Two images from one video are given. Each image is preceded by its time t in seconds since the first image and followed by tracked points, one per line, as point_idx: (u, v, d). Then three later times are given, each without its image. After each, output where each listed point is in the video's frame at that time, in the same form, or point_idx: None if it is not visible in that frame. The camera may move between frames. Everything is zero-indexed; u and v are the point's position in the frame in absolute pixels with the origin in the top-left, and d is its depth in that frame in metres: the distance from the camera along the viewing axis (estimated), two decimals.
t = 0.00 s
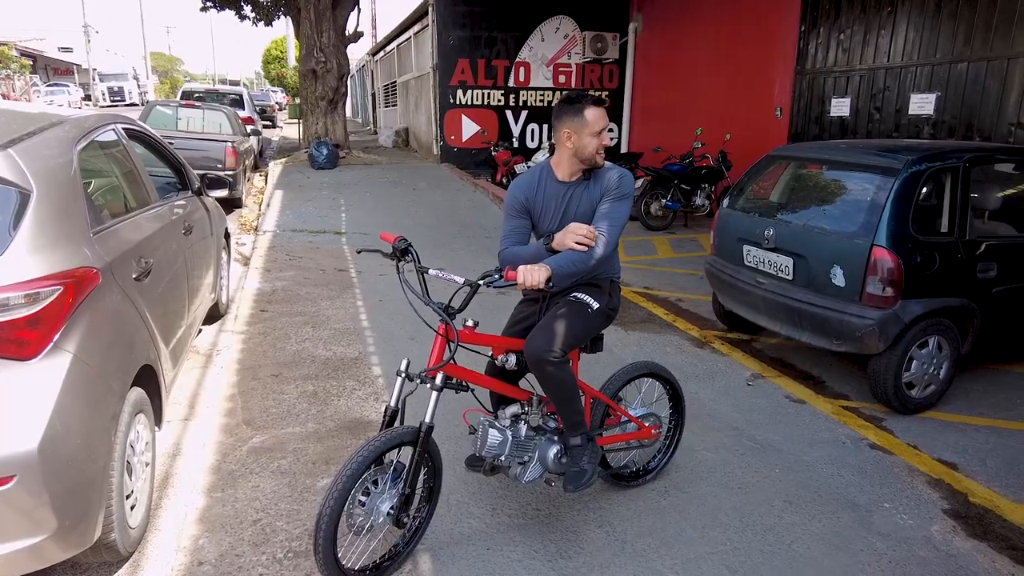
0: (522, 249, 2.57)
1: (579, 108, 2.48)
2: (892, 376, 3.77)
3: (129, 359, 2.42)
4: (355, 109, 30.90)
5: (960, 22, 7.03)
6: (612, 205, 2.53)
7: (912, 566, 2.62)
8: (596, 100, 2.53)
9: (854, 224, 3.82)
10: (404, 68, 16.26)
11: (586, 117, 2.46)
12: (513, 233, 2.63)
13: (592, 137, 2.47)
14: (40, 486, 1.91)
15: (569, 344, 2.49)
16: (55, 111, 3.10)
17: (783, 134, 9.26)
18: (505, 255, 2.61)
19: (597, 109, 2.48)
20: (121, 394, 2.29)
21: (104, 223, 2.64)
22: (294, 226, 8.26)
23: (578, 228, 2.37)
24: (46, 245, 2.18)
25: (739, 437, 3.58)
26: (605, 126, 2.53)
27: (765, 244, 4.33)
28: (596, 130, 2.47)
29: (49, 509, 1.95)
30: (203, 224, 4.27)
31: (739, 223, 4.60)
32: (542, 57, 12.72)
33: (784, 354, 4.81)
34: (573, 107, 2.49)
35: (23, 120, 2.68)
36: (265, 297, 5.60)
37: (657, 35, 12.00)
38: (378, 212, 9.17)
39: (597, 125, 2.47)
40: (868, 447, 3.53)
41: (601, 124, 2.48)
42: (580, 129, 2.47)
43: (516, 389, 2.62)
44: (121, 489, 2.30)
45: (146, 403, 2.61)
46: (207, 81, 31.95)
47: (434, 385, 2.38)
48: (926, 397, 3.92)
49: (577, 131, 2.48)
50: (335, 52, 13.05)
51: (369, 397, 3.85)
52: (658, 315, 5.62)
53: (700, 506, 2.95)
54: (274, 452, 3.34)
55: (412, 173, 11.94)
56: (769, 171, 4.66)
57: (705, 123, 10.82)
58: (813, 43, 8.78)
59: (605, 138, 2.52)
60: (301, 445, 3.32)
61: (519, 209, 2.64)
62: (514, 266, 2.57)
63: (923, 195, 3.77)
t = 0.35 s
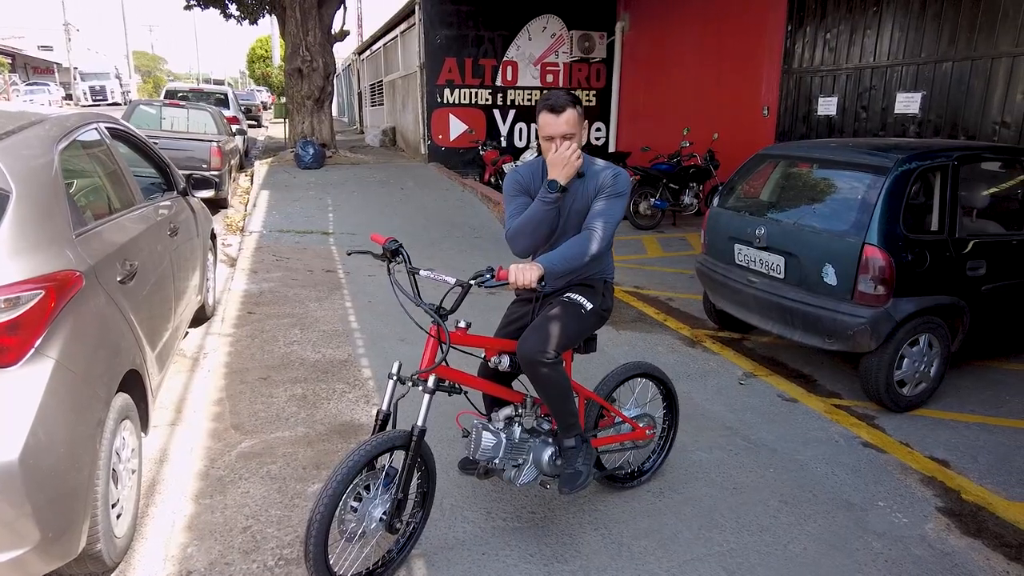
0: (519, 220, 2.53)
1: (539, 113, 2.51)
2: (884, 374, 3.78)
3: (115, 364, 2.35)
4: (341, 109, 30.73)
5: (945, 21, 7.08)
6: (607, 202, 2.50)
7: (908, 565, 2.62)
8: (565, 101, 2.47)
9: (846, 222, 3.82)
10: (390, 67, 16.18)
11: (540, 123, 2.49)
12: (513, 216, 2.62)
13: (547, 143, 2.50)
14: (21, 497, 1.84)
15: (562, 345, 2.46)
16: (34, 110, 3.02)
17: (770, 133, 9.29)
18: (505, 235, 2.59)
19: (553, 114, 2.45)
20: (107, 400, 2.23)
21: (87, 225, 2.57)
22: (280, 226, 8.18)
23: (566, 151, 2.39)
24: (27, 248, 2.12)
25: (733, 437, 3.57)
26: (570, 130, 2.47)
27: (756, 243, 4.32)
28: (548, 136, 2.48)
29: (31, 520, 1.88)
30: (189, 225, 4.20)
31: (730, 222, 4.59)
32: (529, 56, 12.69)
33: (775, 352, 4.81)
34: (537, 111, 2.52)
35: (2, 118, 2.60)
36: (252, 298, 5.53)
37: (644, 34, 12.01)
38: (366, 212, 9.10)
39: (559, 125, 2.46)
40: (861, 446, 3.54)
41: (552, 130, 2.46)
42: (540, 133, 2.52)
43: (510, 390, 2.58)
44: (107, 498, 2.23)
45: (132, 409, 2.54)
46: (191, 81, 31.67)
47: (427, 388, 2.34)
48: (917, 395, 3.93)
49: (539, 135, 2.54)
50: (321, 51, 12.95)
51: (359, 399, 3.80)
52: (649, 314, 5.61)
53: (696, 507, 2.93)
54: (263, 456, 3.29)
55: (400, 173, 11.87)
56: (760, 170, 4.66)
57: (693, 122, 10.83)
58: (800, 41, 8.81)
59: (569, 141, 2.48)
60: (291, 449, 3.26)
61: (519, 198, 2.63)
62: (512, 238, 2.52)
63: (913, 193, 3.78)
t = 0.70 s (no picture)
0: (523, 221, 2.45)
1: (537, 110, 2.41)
2: (892, 379, 3.71)
3: (101, 374, 2.26)
4: (336, 108, 30.57)
5: (945, 20, 7.02)
6: (614, 205, 2.42)
7: None
8: (563, 96, 2.37)
9: (853, 224, 3.74)
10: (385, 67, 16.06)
11: (537, 120, 2.39)
12: (516, 219, 2.54)
13: (545, 140, 2.40)
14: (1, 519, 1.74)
15: (567, 354, 2.36)
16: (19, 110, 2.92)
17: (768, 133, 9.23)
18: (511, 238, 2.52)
19: (550, 111, 2.36)
20: (93, 414, 2.13)
21: (73, 229, 2.47)
22: (274, 227, 8.07)
23: (564, 148, 2.29)
24: (7, 254, 2.02)
25: (739, 444, 3.49)
26: (568, 125, 2.36)
27: (760, 245, 4.25)
28: (545, 134, 2.38)
29: (12, 543, 1.77)
30: (181, 228, 4.10)
31: (733, 224, 4.51)
32: (525, 55, 12.60)
33: (779, 356, 4.74)
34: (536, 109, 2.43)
35: None
36: (246, 302, 5.42)
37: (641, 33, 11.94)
38: (361, 213, 9.00)
39: (557, 121, 2.35)
40: (869, 452, 3.46)
41: (549, 127, 2.36)
42: (538, 131, 2.42)
43: (514, 401, 2.49)
44: (94, 515, 2.14)
45: (121, 421, 2.44)
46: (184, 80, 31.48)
47: (428, 400, 2.25)
48: (925, 400, 3.86)
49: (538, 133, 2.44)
50: (315, 50, 12.83)
51: (356, 407, 3.71)
52: (650, 317, 5.53)
53: (704, 518, 2.85)
54: (258, 467, 3.19)
55: (395, 173, 11.77)
56: (763, 171, 4.58)
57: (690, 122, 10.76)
58: (798, 40, 8.75)
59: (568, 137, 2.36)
60: (286, 459, 3.17)
61: (523, 199, 2.55)
62: (517, 241, 2.44)
63: (920, 195, 3.71)
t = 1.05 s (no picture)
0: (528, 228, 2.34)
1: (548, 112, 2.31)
2: (905, 388, 3.61)
3: (87, 391, 2.15)
4: (334, 108, 30.42)
5: (951, 19, 6.93)
6: (626, 214, 2.31)
7: None
8: (574, 97, 2.26)
9: (865, 229, 3.64)
10: (383, 66, 15.95)
11: (547, 122, 2.29)
12: (522, 225, 2.43)
13: (553, 142, 2.29)
14: None
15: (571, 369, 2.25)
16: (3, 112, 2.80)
17: (770, 134, 9.14)
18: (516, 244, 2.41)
19: (561, 112, 2.25)
20: (77, 435, 2.02)
21: (56, 237, 2.36)
22: (271, 230, 7.95)
23: (571, 150, 2.17)
24: None
25: (749, 456, 3.39)
26: (579, 127, 2.24)
27: (769, 249, 4.14)
28: (555, 135, 2.27)
29: None
30: (174, 233, 3.99)
31: (740, 228, 4.40)
32: (525, 55, 12.50)
33: (787, 362, 4.64)
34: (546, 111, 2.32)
35: None
36: (242, 307, 5.31)
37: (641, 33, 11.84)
38: (359, 215, 8.89)
39: (567, 123, 2.25)
40: (883, 464, 3.36)
41: (558, 129, 2.25)
42: (548, 133, 2.32)
43: (519, 417, 2.38)
44: (77, 542, 2.02)
45: (108, 439, 2.32)
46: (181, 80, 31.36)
47: (429, 418, 2.13)
48: (938, 409, 3.77)
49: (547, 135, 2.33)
50: (313, 49, 12.71)
51: (354, 418, 3.60)
52: (654, 322, 5.42)
53: (716, 536, 2.75)
54: (253, 482, 3.08)
55: (393, 174, 11.65)
56: (771, 173, 4.47)
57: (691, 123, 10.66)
58: (801, 40, 8.65)
59: (578, 140, 2.25)
60: (282, 474, 3.06)
61: (530, 204, 2.45)
62: (521, 248, 2.32)
63: (935, 199, 3.61)
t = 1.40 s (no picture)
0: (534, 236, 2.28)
1: (559, 119, 2.26)
2: (913, 396, 3.57)
3: (80, 407, 2.08)
4: (330, 110, 30.32)
5: (952, 22, 6.90)
6: (635, 224, 2.26)
7: None
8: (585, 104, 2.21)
9: (872, 236, 3.60)
10: (379, 68, 15.88)
11: (557, 129, 2.24)
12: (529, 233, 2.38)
13: (564, 149, 2.23)
14: None
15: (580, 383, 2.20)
16: None
17: (769, 136, 9.10)
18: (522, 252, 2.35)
19: (571, 118, 2.20)
20: (69, 453, 1.96)
21: (48, 248, 2.29)
22: (267, 234, 7.87)
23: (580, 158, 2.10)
24: None
25: (756, 466, 3.34)
26: (589, 135, 2.19)
27: (774, 255, 4.09)
28: (565, 142, 2.22)
29: None
30: (170, 239, 3.92)
31: (744, 233, 4.35)
32: (522, 57, 12.45)
33: (790, 368, 4.60)
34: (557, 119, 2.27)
35: None
36: (238, 313, 5.23)
37: (639, 35, 11.80)
38: (356, 218, 8.82)
39: (577, 130, 2.19)
40: (892, 474, 3.31)
41: (568, 136, 2.20)
42: (558, 140, 2.26)
43: (526, 431, 2.33)
44: (70, 564, 1.95)
45: (101, 455, 2.25)
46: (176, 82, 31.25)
47: (434, 433, 2.06)
48: (946, 417, 3.72)
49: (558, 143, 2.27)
50: (309, 51, 12.63)
51: (354, 428, 3.53)
52: (655, 327, 5.37)
53: (725, 550, 2.69)
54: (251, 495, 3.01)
55: (391, 176, 11.59)
56: (775, 178, 4.42)
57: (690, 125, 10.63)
58: (800, 42, 8.62)
59: (588, 148, 2.19)
60: (281, 488, 3.00)
61: (536, 212, 2.39)
62: (527, 257, 2.27)
63: (942, 205, 3.57)
